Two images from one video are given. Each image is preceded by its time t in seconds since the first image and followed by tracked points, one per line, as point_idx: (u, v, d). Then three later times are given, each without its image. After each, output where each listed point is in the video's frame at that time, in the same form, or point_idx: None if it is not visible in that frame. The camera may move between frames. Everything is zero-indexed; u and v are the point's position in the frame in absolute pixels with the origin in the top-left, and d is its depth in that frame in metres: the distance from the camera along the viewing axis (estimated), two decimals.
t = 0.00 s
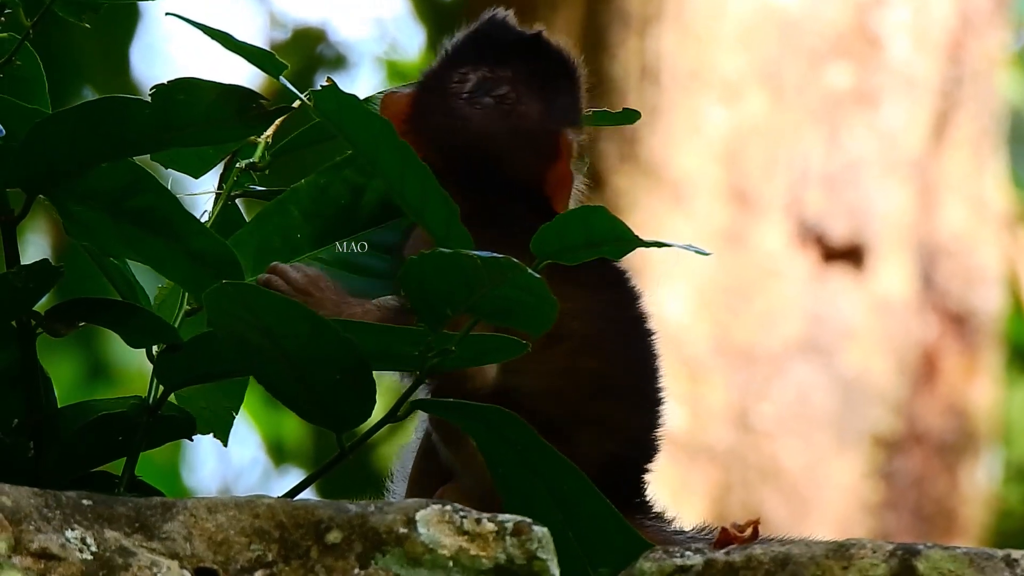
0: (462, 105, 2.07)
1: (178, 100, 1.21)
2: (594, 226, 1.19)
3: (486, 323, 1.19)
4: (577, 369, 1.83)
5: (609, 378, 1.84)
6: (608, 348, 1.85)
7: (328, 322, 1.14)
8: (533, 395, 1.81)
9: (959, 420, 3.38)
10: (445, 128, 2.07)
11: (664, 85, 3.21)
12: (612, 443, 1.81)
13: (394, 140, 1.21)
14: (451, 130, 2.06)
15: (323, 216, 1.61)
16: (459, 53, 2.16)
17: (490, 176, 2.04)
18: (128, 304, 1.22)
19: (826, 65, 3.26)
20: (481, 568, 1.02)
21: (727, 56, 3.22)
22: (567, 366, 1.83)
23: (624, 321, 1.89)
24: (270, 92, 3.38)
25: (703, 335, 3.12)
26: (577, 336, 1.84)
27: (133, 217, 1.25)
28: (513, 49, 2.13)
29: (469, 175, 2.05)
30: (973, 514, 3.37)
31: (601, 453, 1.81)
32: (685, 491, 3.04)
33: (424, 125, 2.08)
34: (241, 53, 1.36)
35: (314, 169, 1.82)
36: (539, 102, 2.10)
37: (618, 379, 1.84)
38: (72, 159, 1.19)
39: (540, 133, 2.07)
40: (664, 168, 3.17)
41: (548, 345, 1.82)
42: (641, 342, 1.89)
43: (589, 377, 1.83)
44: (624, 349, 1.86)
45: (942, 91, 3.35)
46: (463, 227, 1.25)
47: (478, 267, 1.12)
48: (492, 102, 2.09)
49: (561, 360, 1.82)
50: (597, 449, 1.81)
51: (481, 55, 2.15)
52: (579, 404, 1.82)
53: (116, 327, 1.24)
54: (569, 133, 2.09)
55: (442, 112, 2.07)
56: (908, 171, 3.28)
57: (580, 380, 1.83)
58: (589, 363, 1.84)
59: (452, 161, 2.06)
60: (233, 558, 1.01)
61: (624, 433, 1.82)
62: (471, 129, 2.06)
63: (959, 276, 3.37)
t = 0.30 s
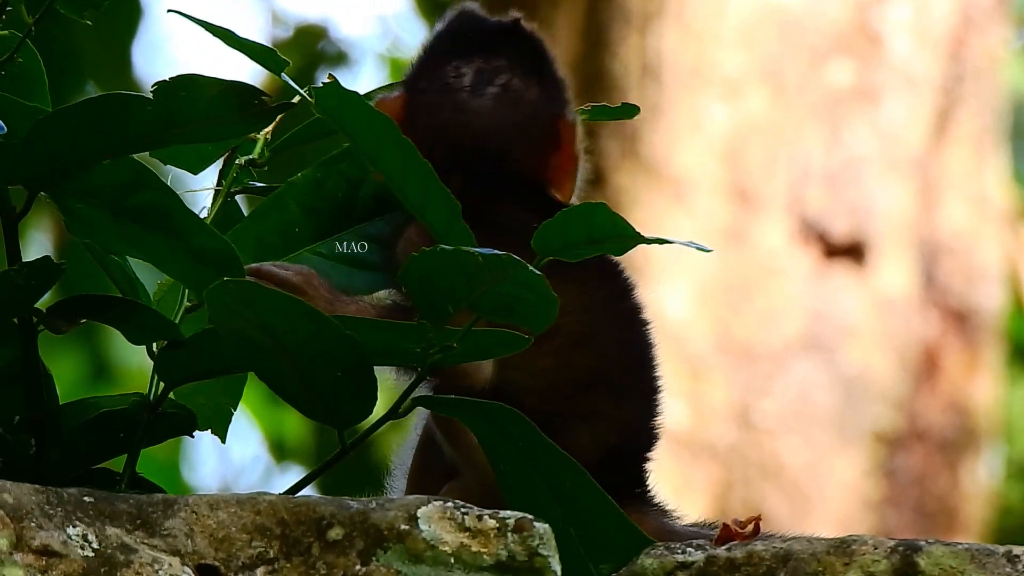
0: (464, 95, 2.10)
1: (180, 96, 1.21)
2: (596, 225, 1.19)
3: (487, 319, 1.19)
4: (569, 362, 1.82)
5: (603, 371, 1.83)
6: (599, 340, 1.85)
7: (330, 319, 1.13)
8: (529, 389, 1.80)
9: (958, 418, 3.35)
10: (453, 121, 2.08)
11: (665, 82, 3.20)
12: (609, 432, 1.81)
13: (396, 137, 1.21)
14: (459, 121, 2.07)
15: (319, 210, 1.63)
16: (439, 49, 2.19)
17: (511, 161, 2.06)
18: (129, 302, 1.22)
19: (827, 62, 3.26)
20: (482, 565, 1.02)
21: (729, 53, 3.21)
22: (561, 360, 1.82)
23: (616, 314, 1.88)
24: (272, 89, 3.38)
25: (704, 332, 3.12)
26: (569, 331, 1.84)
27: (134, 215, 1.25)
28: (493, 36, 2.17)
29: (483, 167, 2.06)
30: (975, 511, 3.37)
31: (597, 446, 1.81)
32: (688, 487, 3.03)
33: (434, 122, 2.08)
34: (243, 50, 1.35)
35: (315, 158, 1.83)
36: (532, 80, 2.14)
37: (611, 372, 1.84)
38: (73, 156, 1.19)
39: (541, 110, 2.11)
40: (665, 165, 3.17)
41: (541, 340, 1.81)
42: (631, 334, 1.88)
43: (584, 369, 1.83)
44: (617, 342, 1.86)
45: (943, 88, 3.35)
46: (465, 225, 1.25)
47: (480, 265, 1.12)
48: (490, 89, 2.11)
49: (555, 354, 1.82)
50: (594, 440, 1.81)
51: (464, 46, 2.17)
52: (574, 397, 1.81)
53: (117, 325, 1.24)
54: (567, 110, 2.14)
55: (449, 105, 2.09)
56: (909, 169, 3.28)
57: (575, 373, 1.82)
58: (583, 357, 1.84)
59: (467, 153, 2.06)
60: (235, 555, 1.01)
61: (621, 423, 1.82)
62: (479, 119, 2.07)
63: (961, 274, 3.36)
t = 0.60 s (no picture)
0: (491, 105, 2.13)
1: (180, 93, 1.20)
2: (597, 223, 1.18)
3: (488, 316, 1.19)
4: (593, 354, 1.92)
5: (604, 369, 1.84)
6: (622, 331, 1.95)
7: (331, 319, 1.14)
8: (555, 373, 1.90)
9: (958, 416, 3.35)
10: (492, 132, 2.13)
11: (665, 80, 3.21)
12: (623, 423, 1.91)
13: (396, 138, 1.21)
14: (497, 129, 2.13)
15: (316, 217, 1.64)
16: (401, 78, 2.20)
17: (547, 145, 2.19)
18: (129, 300, 1.22)
19: (826, 61, 3.26)
20: (483, 563, 1.02)
21: (728, 51, 3.21)
22: (585, 350, 1.92)
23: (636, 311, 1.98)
24: (271, 88, 3.38)
25: (704, 330, 3.13)
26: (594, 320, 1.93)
27: (134, 213, 1.25)
28: (442, 41, 2.25)
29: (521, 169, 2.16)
30: (975, 509, 3.37)
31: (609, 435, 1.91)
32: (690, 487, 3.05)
33: (471, 145, 2.11)
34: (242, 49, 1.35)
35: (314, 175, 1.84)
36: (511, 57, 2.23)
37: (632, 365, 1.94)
38: (73, 155, 1.19)
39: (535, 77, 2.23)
40: (664, 163, 3.19)
41: (568, 331, 1.92)
42: (646, 330, 1.99)
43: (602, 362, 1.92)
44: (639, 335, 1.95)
45: (943, 86, 3.34)
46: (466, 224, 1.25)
47: (480, 263, 1.11)
48: (486, 88, 2.19)
49: (579, 345, 1.92)
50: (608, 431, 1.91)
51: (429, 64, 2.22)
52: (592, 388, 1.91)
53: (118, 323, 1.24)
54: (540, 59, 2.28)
55: (478, 117, 2.11)
56: (910, 167, 3.28)
57: (595, 365, 1.92)
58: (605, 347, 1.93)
59: (513, 162, 2.15)
60: (235, 553, 1.01)
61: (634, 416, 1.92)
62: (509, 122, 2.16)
63: (962, 272, 3.36)
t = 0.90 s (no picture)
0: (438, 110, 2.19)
1: (178, 94, 1.20)
2: (595, 223, 1.18)
3: (486, 317, 1.19)
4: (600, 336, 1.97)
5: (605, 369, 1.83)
6: (628, 314, 1.99)
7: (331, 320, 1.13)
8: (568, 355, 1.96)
9: (956, 416, 3.35)
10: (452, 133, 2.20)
11: (663, 81, 3.22)
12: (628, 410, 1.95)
13: (395, 138, 1.21)
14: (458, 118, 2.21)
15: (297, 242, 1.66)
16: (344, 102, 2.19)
17: (504, 142, 2.28)
18: (128, 301, 1.22)
19: (825, 61, 3.25)
20: (481, 564, 1.02)
21: (726, 52, 3.21)
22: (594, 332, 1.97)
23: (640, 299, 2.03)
24: (269, 88, 3.38)
25: (702, 331, 3.14)
26: (601, 304, 1.98)
27: (132, 213, 1.25)
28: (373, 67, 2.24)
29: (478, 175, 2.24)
30: (973, 510, 3.37)
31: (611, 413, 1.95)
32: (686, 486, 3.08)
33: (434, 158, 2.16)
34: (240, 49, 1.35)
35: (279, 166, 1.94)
36: (440, 67, 2.29)
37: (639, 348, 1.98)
38: (72, 155, 1.19)
39: (469, 76, 2.30)
40: (663, 163, 3.21)
41: (574, 314, 1.96)
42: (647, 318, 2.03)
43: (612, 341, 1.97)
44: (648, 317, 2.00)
45: (942, 87, 3.34)
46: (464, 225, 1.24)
47: (478, 263, 1.11)
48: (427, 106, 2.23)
49: (589, 327, 1.96)
50: (613, 416, 1.95)
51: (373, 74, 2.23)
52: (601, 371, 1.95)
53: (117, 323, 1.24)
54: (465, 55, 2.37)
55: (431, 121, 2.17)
56: (908, 168, 3.27)
57: (603, 349, 1.96)
58: (612, 330, 1.98)
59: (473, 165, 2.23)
60: (233, 554, 1.01)
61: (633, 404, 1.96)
62: (460, 125, 2.23)
63: (960, 273, 3.36)
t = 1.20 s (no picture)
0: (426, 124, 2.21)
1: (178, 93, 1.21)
2: (594, 223, 1.19)
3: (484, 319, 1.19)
4: (603, 337, 2.05)
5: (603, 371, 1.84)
6: (631, 315, 2.09)
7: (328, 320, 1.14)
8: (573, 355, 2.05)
9: (955, 418, 3.36)
10: (448, 132, 2.25)
11: (662, 81, 3.22)
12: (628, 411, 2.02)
13: (394, 138, 1.20)
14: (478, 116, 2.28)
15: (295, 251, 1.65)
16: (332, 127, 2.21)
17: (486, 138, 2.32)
18: (127, 300, 1.22)
19: (823, 62, 3.25)
20: (479, 565, 1.02)
21: (725, 53, 3.21)
22: (597, 334, 2.06)
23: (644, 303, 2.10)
24: (268, 89, 3.39)
25: (700, 332, 3.13)
26: (605, 304, 2.07)
27: (131, 214, 1.24)
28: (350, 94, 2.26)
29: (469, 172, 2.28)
30: (971, 511, 3.38)
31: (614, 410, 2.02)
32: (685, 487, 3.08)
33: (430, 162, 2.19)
34: (239, 51, 1.35)
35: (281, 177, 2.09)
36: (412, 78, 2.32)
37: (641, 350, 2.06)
38: (71, 153, 1.19)
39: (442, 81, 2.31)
40: (660, 166, 3.20)
41: (579, 315, 2.05)
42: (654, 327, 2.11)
43: (616, 342, 2.05)
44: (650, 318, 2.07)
45: (940, 88, 3.35)
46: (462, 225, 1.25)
47: (476, 263, 1.11)
48: (408, 112, 2.25)
49: (591, 328, 2.05)
50: (614, 419, 2.02)
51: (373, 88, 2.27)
52: (604, 374, 2.03)
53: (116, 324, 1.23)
54: (434, 65, 2.47)
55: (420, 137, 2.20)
56: (907, 169, 3.29)
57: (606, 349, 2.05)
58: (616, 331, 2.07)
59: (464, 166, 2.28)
60: (231, 555, 1.01)
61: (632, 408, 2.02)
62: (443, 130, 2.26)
63: (958, 274, 3.37)
